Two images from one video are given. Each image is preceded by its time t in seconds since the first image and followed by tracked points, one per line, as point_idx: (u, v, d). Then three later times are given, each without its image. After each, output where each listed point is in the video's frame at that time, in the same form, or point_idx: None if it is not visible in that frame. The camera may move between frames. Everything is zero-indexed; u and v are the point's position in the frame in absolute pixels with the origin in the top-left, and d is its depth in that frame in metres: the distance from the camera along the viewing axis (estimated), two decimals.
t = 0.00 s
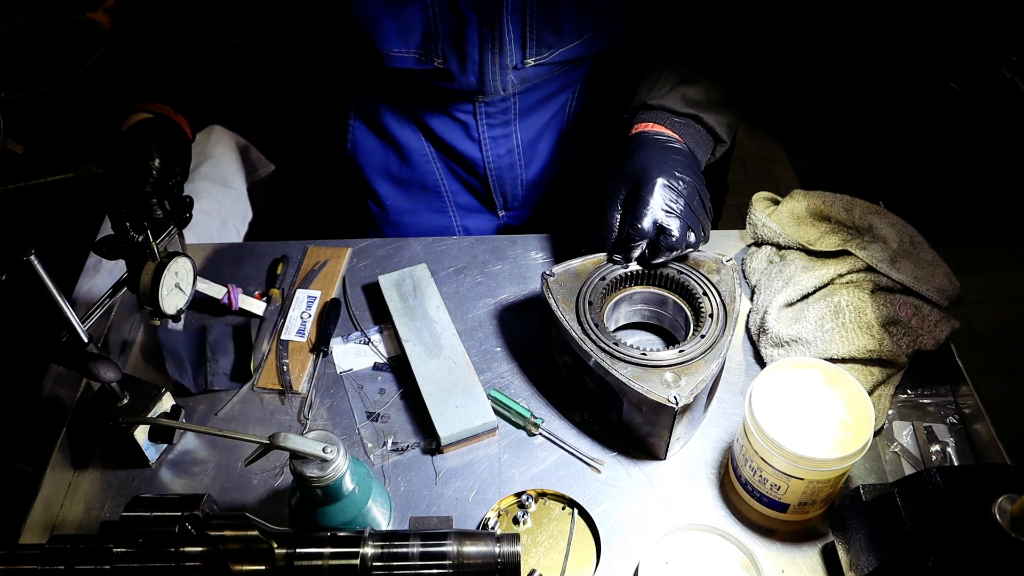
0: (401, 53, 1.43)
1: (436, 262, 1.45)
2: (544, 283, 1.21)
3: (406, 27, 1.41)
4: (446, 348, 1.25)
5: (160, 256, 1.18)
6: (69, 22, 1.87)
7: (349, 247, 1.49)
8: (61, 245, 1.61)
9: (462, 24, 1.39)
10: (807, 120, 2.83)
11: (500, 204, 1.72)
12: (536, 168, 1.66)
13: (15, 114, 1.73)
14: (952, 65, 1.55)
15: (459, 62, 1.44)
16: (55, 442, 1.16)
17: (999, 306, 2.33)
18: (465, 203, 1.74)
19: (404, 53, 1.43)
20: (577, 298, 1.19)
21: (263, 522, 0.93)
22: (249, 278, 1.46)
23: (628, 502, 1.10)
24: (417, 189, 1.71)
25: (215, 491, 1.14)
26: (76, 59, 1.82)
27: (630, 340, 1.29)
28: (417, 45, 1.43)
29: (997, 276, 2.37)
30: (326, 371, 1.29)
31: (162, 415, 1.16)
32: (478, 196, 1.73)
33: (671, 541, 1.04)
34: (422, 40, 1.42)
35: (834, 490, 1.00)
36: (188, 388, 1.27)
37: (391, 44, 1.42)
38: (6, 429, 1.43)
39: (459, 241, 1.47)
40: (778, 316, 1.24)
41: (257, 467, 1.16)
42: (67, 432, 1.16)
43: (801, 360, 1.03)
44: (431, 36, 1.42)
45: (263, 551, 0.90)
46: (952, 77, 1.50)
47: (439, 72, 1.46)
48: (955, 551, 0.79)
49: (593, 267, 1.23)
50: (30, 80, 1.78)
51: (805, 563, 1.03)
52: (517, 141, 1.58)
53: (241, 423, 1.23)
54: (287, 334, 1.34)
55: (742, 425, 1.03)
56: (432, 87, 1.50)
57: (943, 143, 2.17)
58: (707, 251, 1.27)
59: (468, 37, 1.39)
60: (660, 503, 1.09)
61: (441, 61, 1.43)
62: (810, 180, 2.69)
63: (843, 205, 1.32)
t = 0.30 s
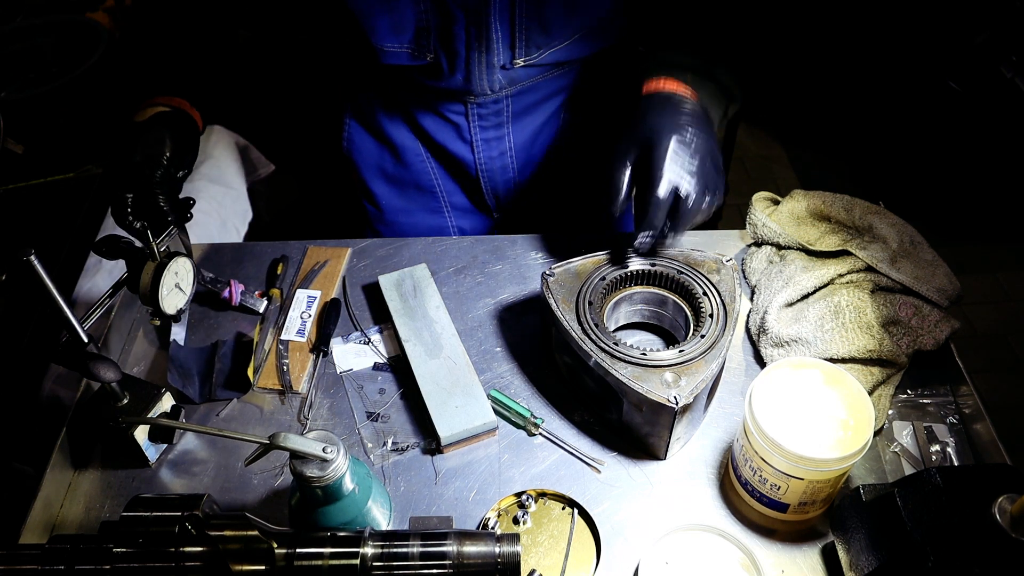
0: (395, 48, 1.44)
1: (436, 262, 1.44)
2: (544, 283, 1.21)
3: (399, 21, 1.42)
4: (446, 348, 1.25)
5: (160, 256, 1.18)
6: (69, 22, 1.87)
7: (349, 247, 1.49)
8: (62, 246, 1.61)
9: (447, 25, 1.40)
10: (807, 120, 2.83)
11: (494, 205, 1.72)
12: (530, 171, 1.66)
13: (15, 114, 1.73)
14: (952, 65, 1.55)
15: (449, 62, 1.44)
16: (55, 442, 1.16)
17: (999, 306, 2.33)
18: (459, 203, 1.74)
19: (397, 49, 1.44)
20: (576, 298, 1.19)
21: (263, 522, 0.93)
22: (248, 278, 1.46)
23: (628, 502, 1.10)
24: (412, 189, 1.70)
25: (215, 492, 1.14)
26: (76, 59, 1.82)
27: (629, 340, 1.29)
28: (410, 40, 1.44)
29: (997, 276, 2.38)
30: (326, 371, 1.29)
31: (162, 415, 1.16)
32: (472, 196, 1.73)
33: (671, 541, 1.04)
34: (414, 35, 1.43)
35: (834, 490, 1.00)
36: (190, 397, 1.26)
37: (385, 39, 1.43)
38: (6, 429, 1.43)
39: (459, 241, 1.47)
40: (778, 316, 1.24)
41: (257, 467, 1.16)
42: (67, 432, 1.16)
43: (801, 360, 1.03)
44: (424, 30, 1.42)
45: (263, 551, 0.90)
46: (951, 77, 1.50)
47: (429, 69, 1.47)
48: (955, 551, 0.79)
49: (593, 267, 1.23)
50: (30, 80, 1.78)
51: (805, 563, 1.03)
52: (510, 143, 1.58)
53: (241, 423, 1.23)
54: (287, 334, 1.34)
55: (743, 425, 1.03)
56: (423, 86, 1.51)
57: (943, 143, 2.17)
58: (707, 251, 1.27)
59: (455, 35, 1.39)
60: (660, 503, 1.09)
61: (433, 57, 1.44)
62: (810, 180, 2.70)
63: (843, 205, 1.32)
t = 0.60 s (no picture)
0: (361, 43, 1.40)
1: (436, 262, 1.44)
2: (544, 282, 1.21)
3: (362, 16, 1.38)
4: (446, 348, 1.25)
5: (160, 256, 1.18)
6: (69, 21, 1.87)
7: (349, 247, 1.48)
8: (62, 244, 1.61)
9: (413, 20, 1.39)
10: (807, 120, 2.83)
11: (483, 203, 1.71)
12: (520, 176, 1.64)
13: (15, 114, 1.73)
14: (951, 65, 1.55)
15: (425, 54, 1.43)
16: (55, 442, 1.16)
17: (999, 307, 2.33)
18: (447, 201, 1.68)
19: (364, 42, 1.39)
20: (577, 298, 1.19)
21: (263, 522, 0.93)
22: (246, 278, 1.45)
23: (628, 502, 1.10)
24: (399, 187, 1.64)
25: (215, 492, 1.14)
26: (76, 59, 1.81)
27: (629, 340, 1.29)
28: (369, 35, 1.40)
29: (998, 276, 2.37)
30: (326, 371, 1.29)
31: (162, 415, 1.16)
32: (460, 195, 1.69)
33: (671, 541, 1.04)
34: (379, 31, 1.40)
35: (834, 490, 1.00)
36: (191, 397, 1.26)
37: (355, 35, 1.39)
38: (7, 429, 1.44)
39: (459, 241, 1.47)
40: (778, 316, 1.24)
41: (257, 467, 1.16)
42: (67, 432, 1.16)
43: (801, 360, 1.03)
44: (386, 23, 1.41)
45: (263, 551, 0.90)
46: (951, 77, 1.50)
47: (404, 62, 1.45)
48: (955, 551, 0.79)
49: (593, 267, 1.23)
50: (31, 79, 1.77)
51: (805, 563, 1.03)
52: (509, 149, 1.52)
53: (242, 423, 1.23)
54: (287, 334, 1.34)
55: (742, 425, 1.03)
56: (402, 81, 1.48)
57: (943, 143, 2.16)
58: (707, 251, 1.27)
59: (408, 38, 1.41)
60: (660, 503, 1.10)
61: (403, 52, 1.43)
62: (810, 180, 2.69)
63: (842, 205, 1.32)
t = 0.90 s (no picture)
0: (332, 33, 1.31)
1: (436, 262, 1.44)
2: (544, 282, 1.21)
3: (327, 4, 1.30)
4: (446, 348, 1.25)
5: (160, 256, 1.18)
6: (69, 21, 1.86)
7: (349, 247, 1.48)
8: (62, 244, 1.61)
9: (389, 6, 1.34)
10: (807, 120, 2.82)
11: (454, 214, 1.60)
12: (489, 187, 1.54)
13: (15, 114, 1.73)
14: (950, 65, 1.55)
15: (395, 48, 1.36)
16: (55, 442, 1.16)
17: (1000, 306, 2.33)
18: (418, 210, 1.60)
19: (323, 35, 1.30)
20: (576, 298, 1.19)
21: (263, 522, 0.93)
22: (244, 277, 1.45)
23: (628, 502, 1.10)
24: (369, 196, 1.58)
25: (215, 492, 1.14)
26: (76, 59, 1.81)
27: (629, 340, 1.29)
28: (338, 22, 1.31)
29: (998, 276, 2.37)
30: (326, 371, 1.29)
31: (162, 415, 1.16)
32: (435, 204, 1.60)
33: (671, 541, 1.04)
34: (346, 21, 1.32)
35: (834, 490, 1.00)
36: (191, 398, 1.26)
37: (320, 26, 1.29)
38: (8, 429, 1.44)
39: (459, 241, 1.47)
40: (778, 316, 1.24)
41: (257, 467, 1.16)
42: (67, 432, 1.16)
43: (801, 360, 1.03)
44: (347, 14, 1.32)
45: (263, 551, 0.90)
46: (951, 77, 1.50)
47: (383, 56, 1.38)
48: (955, 551, 0.79)
49: (593, 267, 1.23)
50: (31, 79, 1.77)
51: (805, 563, 1.03)
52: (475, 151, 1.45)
53: (242, 423, 1.23)
54: (287, 334, 1.33)
55: (743, 426, 1.03)
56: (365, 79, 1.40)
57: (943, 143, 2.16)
58: (708, 251, 1.27)
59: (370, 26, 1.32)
60: (660, 504, 1.09)
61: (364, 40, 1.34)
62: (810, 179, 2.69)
63: (842, 205, 1.32)
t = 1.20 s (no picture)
0: (352, 43, 1.40)
1: (436, 262, 1.44)
2: (544, 283, 1.21)
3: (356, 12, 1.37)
4: (446, 348, 1.25)
5: (160, 256, 1.18)
6: (69, 21, 1.86)
7: (349, 247, 1.48)
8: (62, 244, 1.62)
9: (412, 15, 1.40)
10: (807, 120, 2.83)
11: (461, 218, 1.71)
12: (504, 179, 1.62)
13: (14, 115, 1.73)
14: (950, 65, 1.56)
15: (410, 62, 1.48)
16: (55, 442, 1.16)
17: (1000, 306, 2.33)
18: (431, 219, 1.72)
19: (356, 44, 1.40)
20: (577, 298, 1.19)
21: (263, 522, 0.93)
22: (243, 277, 1.45)
23: (628, 502, 1.10)
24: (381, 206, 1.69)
25: (215, 492, 1.14)
26: (76, 59, 1.81)
27: (629, 340, 1.29)
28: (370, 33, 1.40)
29: (998, 276, 2.37)
30: (326, 371, 1.29)
31: (162, 415, 1.16)
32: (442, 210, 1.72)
33: (671, 541, 1.04)
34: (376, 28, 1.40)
35: (834, 490, 1.00)
36: (190, 397, 1.26)
37: (342, 35, 1.39)
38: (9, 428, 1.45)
39: (459, 241, 1.47)
40: (778, 316, 1.24)
41: (257, 467, 1.16)
42: (67, 432, 1.16)
43: (801, 360, 1.03)
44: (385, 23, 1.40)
45: (263, 551, 0.90)
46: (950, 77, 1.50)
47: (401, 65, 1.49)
48: (955, 551, 0.79)
49: (593, 267, 1.23)
50: (31, 79, 1.76)
51: (805, 563, 1.03)
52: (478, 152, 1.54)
53: (242, 423, 1.23)
54: (287, 334, 1.33)
55: (743, 425, 1.03)
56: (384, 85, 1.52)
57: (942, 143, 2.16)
58: (708, 251, 1.27)
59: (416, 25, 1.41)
60: (660, 504, 1.09)
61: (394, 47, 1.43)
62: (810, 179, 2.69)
63: (842, 205, 1.32)
